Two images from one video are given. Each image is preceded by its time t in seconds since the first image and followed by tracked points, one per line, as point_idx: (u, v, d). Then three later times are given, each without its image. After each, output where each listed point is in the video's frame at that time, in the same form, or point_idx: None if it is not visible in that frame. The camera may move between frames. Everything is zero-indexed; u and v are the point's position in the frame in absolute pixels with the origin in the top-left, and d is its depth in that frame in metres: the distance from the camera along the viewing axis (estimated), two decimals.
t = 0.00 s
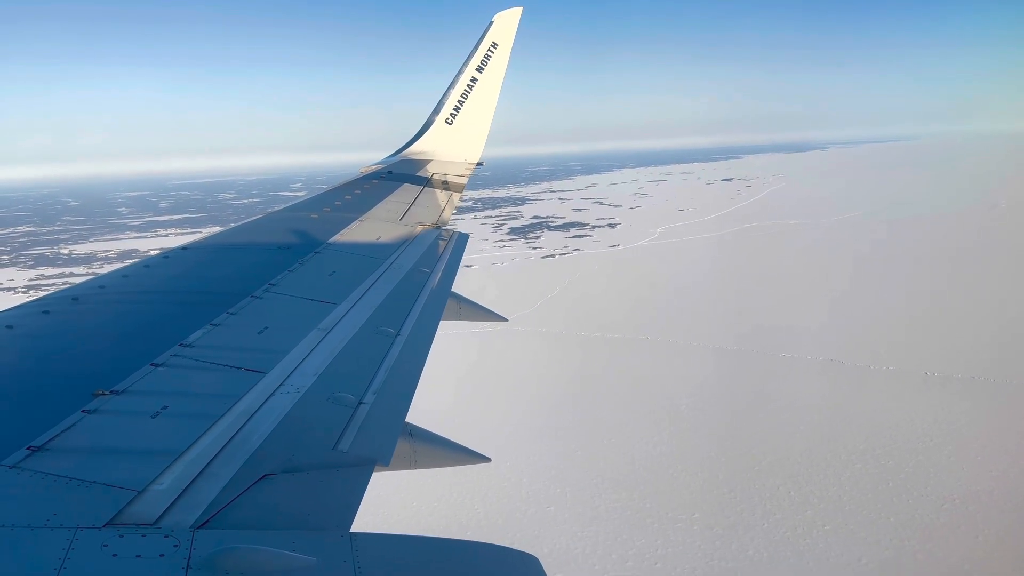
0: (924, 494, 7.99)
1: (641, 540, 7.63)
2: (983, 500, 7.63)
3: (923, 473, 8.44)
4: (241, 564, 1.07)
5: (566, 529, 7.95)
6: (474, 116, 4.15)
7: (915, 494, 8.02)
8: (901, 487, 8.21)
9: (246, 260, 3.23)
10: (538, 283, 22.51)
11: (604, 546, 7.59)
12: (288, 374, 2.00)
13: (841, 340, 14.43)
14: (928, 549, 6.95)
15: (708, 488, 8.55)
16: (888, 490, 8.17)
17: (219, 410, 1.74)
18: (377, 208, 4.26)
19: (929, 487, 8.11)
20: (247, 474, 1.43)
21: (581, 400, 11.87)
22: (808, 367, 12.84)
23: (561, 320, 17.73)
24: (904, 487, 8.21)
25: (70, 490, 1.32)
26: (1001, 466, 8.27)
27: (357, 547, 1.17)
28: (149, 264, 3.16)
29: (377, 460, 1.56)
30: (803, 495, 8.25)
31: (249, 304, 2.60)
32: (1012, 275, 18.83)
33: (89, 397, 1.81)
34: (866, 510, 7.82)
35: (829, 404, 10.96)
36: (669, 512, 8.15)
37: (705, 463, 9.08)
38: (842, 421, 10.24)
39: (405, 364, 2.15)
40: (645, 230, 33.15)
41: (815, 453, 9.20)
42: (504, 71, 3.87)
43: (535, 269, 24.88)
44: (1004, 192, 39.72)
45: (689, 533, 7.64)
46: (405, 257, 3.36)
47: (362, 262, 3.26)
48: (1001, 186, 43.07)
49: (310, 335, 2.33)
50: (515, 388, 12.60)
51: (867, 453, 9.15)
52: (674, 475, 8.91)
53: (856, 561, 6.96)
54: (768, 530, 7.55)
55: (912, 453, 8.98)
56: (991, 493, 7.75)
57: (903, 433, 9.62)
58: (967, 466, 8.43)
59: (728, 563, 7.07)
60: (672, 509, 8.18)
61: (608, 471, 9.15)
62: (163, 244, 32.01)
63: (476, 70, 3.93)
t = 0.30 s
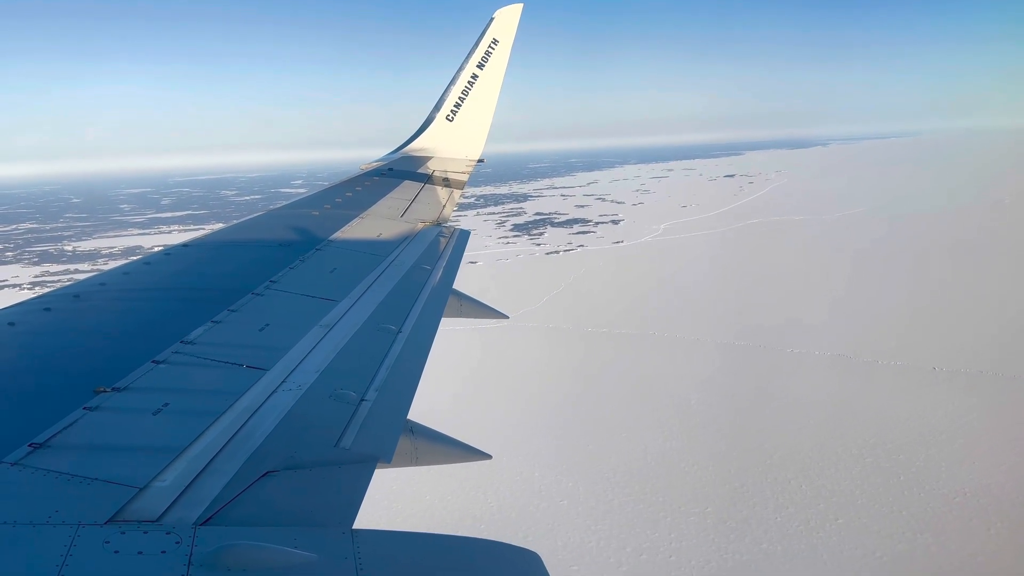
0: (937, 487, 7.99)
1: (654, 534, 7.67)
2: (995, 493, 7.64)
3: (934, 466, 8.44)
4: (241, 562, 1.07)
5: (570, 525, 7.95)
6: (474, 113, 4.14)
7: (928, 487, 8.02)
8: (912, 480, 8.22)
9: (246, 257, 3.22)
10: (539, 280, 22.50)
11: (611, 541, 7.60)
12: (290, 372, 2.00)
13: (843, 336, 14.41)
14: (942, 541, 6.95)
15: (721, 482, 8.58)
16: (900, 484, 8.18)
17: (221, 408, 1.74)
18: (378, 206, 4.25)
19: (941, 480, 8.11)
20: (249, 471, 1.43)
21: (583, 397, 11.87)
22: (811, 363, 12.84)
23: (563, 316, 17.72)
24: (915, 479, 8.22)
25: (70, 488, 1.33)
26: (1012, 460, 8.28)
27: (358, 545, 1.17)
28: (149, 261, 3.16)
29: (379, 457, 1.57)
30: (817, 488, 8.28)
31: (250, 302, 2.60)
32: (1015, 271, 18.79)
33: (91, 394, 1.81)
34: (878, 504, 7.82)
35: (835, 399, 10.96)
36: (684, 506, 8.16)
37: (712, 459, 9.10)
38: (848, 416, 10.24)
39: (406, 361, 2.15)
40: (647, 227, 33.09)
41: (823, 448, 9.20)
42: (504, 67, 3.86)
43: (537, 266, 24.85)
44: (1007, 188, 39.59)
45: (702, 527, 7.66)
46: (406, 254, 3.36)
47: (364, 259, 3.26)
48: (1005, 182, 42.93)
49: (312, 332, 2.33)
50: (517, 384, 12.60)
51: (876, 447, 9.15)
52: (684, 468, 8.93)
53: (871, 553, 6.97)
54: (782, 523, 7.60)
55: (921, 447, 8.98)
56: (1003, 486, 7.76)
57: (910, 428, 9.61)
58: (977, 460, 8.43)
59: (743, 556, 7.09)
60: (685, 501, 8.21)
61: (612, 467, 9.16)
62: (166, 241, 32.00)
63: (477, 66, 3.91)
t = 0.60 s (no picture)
0: (948, 480, 7.97)
1: (667, 526, 7.67)
2: (1007, 486, 7.64)
3: (944, 459, 8.44)
4: (243, 557, 1.08)
5: (577, 519, 7.97)
6: (476, 109, 4.12)
7: (939, 480, 8.02)
8: (921, 473, 8.22)
9: (247, 253, 3.22)
10: (541, 276, 22.49)
11: (621, 534, 7.62)
12: (293, 368, 2.00)
13: (846, 331, 14.40)
14: (955, 533, 6.95)
15: (733, 475, 8.59)
16: (910, 477, 8.18)
17: (223, 404, 1.74)
18: (379, 202, 4.25)
19: (951, 473, 8.11)
20: (252, 467, 1.44)
21: (585, 392, 11.88)
22: (816, 359, 12.82)
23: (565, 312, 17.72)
24: (925, 472, 8.22)
25: (72, 484, 1.33)
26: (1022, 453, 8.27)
27: (360, 541, 1.17)
28: (151, 257, 3.16)
29: (381, 453, 1.57)
30: (828, 482, 8.29)
31: (251, 298, 2.60)
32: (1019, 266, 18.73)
33: (93, 391, 1.81)
34: (889, 496, 7.84)
35: (840, 394, 10.96)
36: (697, 499, 8.18)
37: (719, 454, 9.11)
38: (854, 411, 10.24)
39: (409, 357, 2.15)
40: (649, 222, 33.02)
41: (830, 442, 9.21)
42: (506, 62, 3.84)
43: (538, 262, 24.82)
44: (1011, 182, 39.43)
45: (715, 520, 7.69)
46: (408, 251, 3.36)
47: (365, 255, 3.26)
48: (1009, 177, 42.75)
49: (315, 328, 2.33)
50: (520, 379, 12.62)
51: (884, 441, 9.15)
52: (693, 462, 8.94)
53: (884, 545, 6.97)
54: (795, 517, 7.62)
55: (930, 440, 8.99)
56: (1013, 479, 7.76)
57: (919, 422, 9.60)
58: (987, 453, 8.42)
59: (756, 548, 7.09)
60: (699, 494, 8.24)
61: (617, 462, 9.18)
62: (170, 237, 32.03)
63: (478, 61, 3.89)
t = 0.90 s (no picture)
0: (962, 472, 7.94)
1: (682, 517, 7.67)
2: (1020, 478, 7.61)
3: (956, 451, 8.42)
4: (245, 551, 1.08)
5: (586, 512, 7.97)
6: (478, 103, 4.09)
7: (952, 471, 8.00)
8: (933, 465, 8.20)
9: (248, 248, 3.22)
10: (544, 271, 22.47)
11: (637, 525, 7.63)
12: (297, 363, 2.00)
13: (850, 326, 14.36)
14: (969, 524, 6.93)
15: (747, 468, 8.57)
16: (922, 469, 8.17)
17: (225, 398, 1.74)
18: (381, 196, 4.24)
19: (964, 465, 8.08)
20: (255, 462, 1.44)
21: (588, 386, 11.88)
22: (821, 352, 12.80)
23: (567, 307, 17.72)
24: (937, 465, 8.20)
25: (76, 478, 1.33)
26: None
27: (362, 536, 1.18)
28: (153, 252, 3.16)
29: (384, 448, 1.56)
30: (841, 476, 8.27)
31: (254, 293, 2.60)
32: None
33: (96, 385, 1.82)
34: (902, 488, 7.84)
35: (848, 388, 10.94)
36: (712, 493, 8.17)
37: (728, 448, 9.13)
38: (863, 404, 10.22)
39: (411, 352, 2.15)
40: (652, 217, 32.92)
41: (838, 436, 9.21)
42: (508, 56, 3.81)
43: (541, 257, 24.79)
44: (1017, 176, 39.18)
45: (730, 512, 7.72)
46: (410, 246, 3.35)
47: (368, 250, 3.25)
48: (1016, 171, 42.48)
49: (318, 324, 2.33)
50: (523, 373, 12.63)
51: (893, 434, 9.13)
52: (705, 456, 8.93)
53: (898, 536, 6.98)
54: (811, 511, 7.62)
55: (940, 434, 8.97)
56: None
57: (928, 416, 9.57)
58: (999, 445, 8.39)
59: (772, 539, 7.09)
60: (716, 488, 8.25)
61: (623, 456, 9.19)
62: (174, 233, 32.03)
63: (480, 55, 3.86)
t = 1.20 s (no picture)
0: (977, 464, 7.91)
1: (699, 510, 7.68)
2: None
3: (970, 444, 8.38)
4: (248, 546, 1.09)
5: (597, 505, 7.97)
6: (480, 98, 4.08)
7: (966, 463, 7.96)
8: (947, 458, 8.16)
9: (250, 243, 3.22)
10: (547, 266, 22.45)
11: (655, 519, 7.62)
12: (300, 358, 2.00)
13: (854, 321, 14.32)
14: (986, 516, 6.90)
15: (761, 460, 8.52)
16: (936, 461, 8.14)
17: (229, 394, 1.74)
18: (383, 191, 4.24)
19: (978, 457, 8.05)
20: (259, 457, 1.44)
21: (591, 380, 11.87)
22: (826, 347, 12.77)
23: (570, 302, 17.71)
24: (951, 457, 8.16)
25: (80, 472, 1.34)
26: None
27: (365, 530, 1.18)
28: (156, 247, 3.17)
29: (388, 444, 1.56)
30: (856, 469, 8.24)
31: (256, 288, 2.60)
32: None
33: (100, 380, 1.83)
34: (918, 480, 7.81)
35: (857, 382, 10.90)
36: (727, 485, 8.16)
37: (739, 442, 9.12)
38: (873, 397, 10.19)
39: (415, 347, 2.14)
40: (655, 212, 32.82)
41: (848, 430, 9.19)
42: (510, 51, 3.79)
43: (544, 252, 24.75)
44: None
45: (745, 505, 7.73)
46: (413, 241, 3.35)
47: (371, 245, 3.25)
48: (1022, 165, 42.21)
49: (322, 319, 2.33)
50: (527, 367, 12.63)
51: (903, 428, 9.10)
52: (715, 450, 8.93)
53: (916, 528, 6.95)
54: (828, 504, 7.61)
55: (952, 427, 8.94)
56: None
57: (939, 409, 9.55)
58: (1012, 437, 8.36)
59: (790, 530, 7.12)
60: (731, 479, 8.22)
61: (629, 449, 9.20)
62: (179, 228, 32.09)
63: (482, 50, 3.85)
